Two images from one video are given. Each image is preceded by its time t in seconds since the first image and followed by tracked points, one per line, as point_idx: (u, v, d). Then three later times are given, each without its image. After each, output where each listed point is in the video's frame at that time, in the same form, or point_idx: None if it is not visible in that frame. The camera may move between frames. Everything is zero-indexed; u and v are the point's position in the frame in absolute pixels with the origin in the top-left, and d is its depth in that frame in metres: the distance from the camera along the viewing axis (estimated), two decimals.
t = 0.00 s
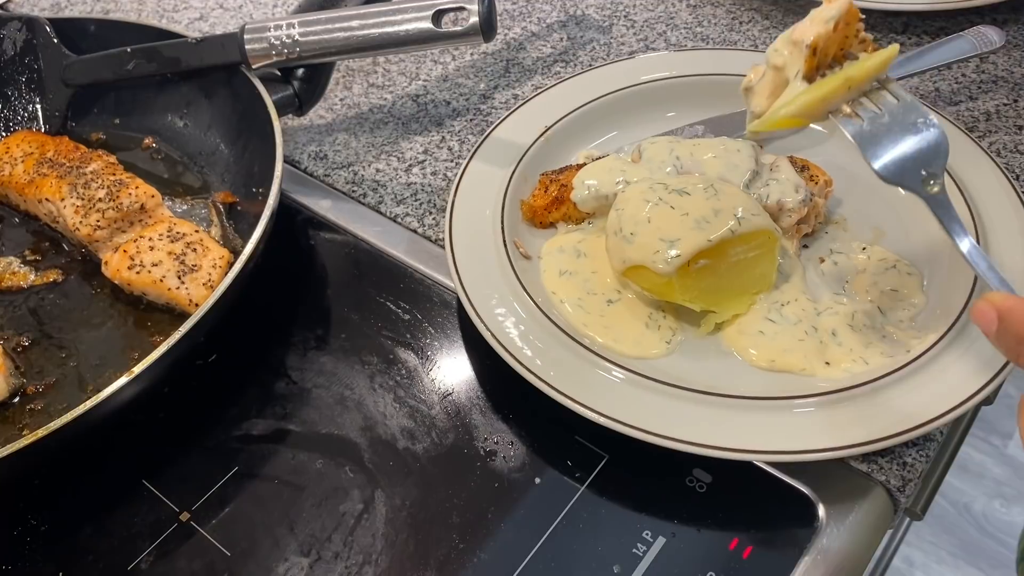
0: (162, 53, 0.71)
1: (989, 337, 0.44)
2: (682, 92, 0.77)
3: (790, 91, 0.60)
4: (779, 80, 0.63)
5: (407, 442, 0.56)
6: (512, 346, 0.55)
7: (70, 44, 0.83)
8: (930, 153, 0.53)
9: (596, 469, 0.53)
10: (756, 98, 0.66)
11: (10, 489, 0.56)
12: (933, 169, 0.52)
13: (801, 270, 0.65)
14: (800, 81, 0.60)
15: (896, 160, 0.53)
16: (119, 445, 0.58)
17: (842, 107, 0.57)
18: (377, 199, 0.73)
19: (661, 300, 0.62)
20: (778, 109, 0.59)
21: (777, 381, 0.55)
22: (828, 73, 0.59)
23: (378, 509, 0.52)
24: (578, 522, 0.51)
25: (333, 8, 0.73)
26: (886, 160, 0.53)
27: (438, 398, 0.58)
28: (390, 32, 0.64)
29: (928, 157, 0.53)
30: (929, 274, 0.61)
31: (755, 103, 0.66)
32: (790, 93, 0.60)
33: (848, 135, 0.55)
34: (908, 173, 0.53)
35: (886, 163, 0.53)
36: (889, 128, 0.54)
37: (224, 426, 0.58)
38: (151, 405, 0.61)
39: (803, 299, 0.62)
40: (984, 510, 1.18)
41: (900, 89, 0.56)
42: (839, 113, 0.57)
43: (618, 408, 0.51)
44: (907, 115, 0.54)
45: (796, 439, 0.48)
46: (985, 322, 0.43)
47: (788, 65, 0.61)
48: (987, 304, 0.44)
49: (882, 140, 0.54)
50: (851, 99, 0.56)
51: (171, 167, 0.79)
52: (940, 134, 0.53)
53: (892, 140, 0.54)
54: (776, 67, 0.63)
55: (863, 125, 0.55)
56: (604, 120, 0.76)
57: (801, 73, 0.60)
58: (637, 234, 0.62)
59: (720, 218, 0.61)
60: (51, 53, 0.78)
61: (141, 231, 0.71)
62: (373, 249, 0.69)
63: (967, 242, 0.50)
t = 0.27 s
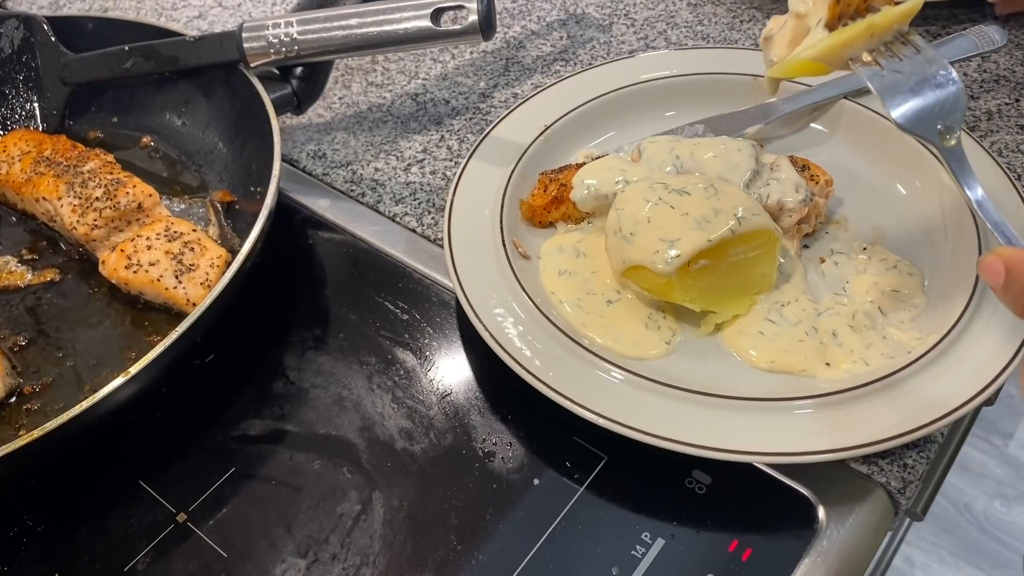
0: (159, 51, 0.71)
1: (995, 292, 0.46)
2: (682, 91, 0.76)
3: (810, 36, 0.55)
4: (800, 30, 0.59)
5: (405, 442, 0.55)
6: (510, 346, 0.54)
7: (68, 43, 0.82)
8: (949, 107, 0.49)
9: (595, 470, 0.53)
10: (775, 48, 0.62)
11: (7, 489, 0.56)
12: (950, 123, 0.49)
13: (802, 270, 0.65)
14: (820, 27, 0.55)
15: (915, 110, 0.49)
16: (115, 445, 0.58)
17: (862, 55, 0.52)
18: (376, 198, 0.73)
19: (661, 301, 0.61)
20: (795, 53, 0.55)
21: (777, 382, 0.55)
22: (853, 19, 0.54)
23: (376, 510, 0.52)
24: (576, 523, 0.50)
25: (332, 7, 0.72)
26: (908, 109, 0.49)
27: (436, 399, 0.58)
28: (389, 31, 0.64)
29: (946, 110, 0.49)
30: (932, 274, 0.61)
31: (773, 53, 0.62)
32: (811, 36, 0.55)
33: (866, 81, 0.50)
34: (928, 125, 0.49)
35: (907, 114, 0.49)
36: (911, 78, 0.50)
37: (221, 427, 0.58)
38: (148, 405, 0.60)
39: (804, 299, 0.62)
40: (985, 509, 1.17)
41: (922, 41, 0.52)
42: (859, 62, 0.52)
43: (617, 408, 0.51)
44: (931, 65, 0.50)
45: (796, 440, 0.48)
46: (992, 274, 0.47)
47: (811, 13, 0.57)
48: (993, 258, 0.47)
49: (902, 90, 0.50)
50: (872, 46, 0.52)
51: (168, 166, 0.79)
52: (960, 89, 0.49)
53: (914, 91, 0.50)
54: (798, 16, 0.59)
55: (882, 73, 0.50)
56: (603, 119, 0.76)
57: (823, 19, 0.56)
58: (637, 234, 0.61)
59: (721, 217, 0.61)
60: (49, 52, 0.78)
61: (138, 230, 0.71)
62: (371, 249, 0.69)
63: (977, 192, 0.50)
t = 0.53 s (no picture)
0: (155, 51, 0.71)
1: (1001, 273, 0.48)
2: (679, 92, 0.76)
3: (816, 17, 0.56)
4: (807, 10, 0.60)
5: (400, 443, 0.55)
6: (506, 347, 0.54)
7: (65, 42, 0.82)
8: (954, 89, 0.48)
9: (590, 471, 0.53)
10: (780, 29, 0.62)
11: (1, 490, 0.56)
12: (955, 108, 0.49)
13: (798, 271, 0.64)
14: (825, 10, 0.56)
15: (920, 91, 0.49)
16: (110, 446, 0.58)
17: (866, 37, 0.52)
18: (373, 199, 0.73)
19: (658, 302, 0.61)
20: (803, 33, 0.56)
21: (772, 384, 0.55)
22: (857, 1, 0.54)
23: (371, 511, 0.52)
24: (571, 524, 0.50)
25: (328, 7, 0.72)
26: (913, 91, 0.49)
27: (432, 399, 0.58)
28: (385, 31, 0.64)
29: (951, 92, 0.49)
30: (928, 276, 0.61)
31: (777, 35, 0.63)
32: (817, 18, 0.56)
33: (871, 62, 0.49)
34: (933, 108, 0.49)
35: (911, 95, 0.49)
36: (916, 59, 0.49)
37: (216, 427, 0.58)
38: (143, 406, 0.60)
39: (800, 300, 0.62)
40: (984, 510, 1.17)
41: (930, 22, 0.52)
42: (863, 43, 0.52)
43: (612, 409, 0.51)
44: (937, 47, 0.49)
45: (791, 441, 0.48)
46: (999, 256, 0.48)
47: None
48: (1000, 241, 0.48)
49: (907, 72, 0.49)
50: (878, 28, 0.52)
51: (165, 166, 0.79)
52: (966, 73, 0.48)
53: (919, 72, 0.49)
54: None
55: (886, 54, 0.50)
56: (600, 119, 0.76)
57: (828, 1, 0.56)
58: (633, 235, 0.61)
59: (717, 218, 0.61)
60: (45, 52, 0.78)
61: (134, 230, 0.71)
62: (367, 249, 0.69)
63: (984, 175, 0.50)
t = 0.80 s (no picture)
0: (158, 54, 0.71)
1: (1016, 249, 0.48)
2: (679, 94, 0.77)
3: None
4: None
5: (401, 445, 0.56)
6: (506, 349, 0.55)
7: (68, 46, 0.83)
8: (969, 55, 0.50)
9: (590, 472, 0.53)
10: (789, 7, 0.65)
11: (6, 491, 0.56)
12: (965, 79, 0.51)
13: (798, 274, 0.65)
14: None
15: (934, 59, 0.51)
16: (114, 447, 0.59)
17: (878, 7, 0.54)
18: (374, 201, 0.73)
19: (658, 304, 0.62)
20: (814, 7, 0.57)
21: (769, 386, 0.55)
22: None
23: (373, 512, 0.52)
24: (571, 525, 0.51)
25: (330, 10, 0.73)
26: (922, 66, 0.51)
27: (433, 401, 0.58)
28: (386, 34, 0.64)
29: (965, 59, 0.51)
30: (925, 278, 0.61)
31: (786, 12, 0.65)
32: None
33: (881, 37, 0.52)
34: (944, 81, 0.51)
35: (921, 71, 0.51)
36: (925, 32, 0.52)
37: (219, 428, 0.59)
38: (146, 407, 0.61)
39: (799, 302, 0.62)
40: (984, 510, 1.17)
41: None
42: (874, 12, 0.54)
43: (612, 411, 0.51)
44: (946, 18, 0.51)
45: (789, 443, 0.48)
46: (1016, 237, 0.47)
47: None
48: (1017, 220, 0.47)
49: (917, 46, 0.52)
50: None
51: (168, 169, 0.79)
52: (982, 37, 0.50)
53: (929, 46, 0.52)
54: None
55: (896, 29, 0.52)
56: (600, 122, 0.76)
57: None
58: (633, 237, 0.62)
59: (716, 221, 0.61)
60: (48, 55, 0.78)
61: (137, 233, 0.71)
62: (369, 251, 0.69)
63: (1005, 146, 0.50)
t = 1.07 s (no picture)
0: (159, 57, 0.72)
1: (997, 247, 0.48)
2: (679, 97, 0.77)
3: None
4: None
5: (401, 447, 0.56)
6: (506, 351, 0.55)
7: (69, 49, 0.83)
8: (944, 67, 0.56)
9: (589, 474, 0.53)
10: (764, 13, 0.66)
11: (7, 493, 0.57)
12: (944, 79, 0.56)
13: (797, 277, 0.65)
14: None
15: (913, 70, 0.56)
16: (115, 449, 0.59)
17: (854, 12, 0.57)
18: (374, 204, 0.73)
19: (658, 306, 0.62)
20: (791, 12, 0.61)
21: (768, 389, 0.55)
22: None
23: (373, 514, 0.53)
24: (571, 527, 0.51)
25: (330, 13, 0.73)
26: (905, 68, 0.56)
27: (433, 403, 0.59)
28: (387, 38, 0.65)
29: (941, 69, 0.56)
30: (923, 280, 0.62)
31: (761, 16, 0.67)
32: None
33: (866, 41, 0.56)
34: (923, 81, 0.56)
35: (903, 71, 0.56)
36: (907, 35, 0.56)
37: (220, 431, 0.59)
38: (148, 410, 0.61)
39: (798, 304, 0.62)
40: (984, 511, 1.17)
41: None
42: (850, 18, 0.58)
43: (612, 413, 0.51)
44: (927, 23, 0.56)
45: (788, 445, 0.48)
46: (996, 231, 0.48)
47: None
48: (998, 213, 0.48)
49: (902, 48, 0.56)
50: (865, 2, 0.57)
51: (169, 171, 0.80)
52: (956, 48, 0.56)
53: (911, 48, 0.56)
54: None
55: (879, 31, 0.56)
56: (600, 124, 0.77)
57: None
58: (633, 239, 0.62)
59: (715, 223, 0.61)
60: (50, 58, 0.79)
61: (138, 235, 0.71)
62: (369, 253, 0.69)
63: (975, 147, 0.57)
